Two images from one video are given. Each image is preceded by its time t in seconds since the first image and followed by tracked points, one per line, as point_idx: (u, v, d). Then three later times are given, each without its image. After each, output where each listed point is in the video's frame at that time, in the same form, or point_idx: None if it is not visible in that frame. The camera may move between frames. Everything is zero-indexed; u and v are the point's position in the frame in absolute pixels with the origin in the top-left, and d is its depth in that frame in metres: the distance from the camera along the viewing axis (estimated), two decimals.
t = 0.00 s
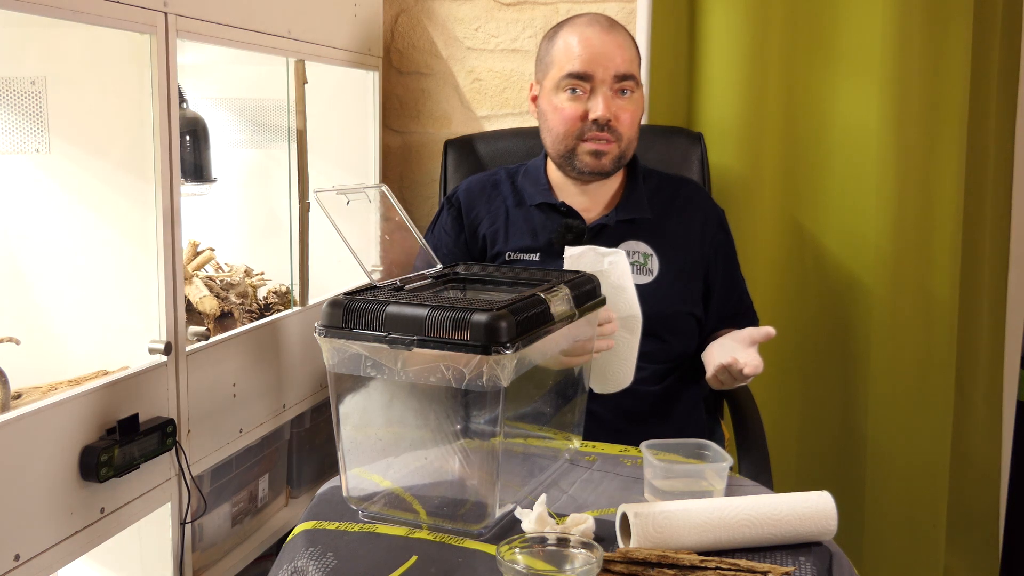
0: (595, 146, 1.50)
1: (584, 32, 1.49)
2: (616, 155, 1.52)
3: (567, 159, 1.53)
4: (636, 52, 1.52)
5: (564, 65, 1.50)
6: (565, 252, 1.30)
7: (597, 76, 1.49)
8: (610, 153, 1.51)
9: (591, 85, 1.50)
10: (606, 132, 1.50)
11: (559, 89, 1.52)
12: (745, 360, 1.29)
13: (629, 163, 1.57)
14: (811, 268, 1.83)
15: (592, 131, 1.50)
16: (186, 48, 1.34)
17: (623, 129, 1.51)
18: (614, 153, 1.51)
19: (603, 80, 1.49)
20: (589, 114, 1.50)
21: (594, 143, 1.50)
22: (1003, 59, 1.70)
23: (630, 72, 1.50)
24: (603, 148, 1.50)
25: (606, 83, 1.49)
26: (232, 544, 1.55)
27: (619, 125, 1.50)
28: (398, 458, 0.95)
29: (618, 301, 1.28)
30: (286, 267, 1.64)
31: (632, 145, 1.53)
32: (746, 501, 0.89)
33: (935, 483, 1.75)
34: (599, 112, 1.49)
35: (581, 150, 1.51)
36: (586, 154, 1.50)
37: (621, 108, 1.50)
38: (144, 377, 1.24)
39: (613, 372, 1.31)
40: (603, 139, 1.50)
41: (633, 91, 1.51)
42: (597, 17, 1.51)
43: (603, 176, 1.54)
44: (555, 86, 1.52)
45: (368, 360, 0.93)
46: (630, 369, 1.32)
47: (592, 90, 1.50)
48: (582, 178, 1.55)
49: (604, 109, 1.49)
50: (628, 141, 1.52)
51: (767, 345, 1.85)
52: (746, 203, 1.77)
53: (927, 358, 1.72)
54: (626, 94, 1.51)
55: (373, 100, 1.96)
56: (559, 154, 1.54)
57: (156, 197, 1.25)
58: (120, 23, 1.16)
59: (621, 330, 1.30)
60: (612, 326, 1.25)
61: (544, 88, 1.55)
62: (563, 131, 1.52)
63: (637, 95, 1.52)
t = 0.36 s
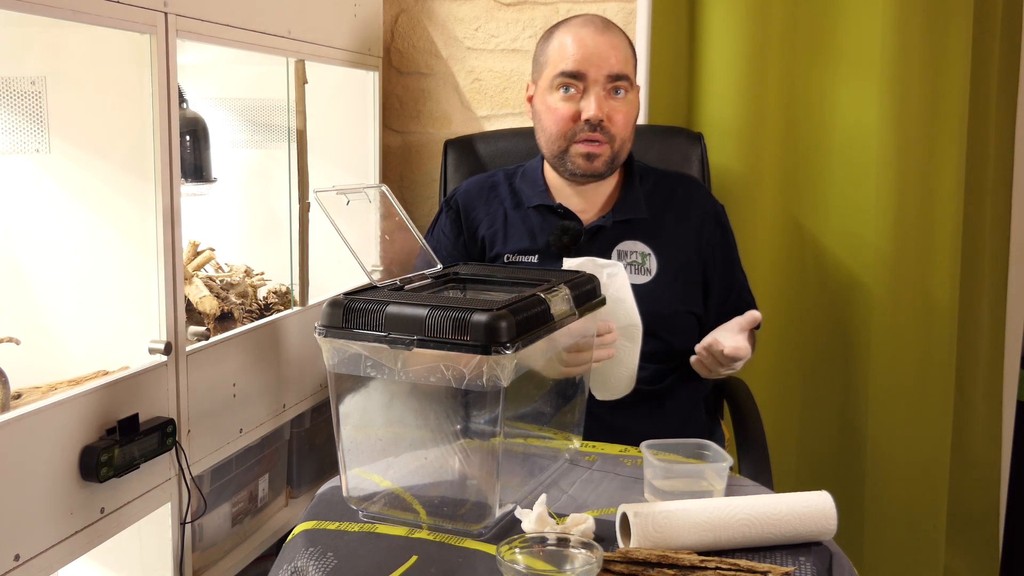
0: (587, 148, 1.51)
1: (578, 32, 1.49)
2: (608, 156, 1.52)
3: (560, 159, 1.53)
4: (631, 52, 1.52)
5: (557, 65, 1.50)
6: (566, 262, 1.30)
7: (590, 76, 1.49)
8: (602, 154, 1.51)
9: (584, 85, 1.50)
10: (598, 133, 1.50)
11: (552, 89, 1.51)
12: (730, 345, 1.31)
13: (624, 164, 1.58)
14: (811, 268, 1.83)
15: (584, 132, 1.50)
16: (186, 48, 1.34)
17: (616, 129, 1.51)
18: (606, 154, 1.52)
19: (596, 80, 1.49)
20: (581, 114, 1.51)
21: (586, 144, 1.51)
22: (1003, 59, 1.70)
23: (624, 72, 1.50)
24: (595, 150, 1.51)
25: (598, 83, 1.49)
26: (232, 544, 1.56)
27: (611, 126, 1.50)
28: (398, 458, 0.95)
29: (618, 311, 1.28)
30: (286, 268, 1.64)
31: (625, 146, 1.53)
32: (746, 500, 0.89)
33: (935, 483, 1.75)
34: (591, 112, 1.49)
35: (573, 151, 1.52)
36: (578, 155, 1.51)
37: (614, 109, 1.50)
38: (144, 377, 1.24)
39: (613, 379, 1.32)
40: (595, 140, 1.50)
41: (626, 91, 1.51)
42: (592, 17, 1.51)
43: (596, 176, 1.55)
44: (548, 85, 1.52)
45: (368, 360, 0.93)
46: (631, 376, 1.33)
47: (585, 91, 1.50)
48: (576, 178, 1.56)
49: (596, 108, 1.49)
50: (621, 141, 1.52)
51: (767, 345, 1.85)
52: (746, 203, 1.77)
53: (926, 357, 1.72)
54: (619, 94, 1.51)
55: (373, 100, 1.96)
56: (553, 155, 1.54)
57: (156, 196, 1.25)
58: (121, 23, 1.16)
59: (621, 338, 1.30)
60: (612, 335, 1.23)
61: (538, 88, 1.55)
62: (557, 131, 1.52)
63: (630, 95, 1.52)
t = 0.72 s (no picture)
0: (587, 149, 1.51)
1: (579, 32, 1.49)
2: (607, 158, 1.52)
3: (559, 160, 1.53)
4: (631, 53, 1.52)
5: (558, 65, 1.50)
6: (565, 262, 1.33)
7: (590, 76, 1.49)
8: (601, 156, 1.51)
9: (585, 85, 1.50)
10: (598, 134, 1.50)
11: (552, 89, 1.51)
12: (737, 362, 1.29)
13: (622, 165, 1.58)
14: (811, 268, 1.83)
15: (584, 133, 1.51)
16: (186, 48, 1.34)
17: (616, 131, 1.51)
18: (605, 155, 1.52)
19: (596, 80, 1.49)
20: (581, 115, 1.51)
21: (586, 146, 1.51)
22: (1003, 59, 1.71)
23: (625, 74, 1.50)
24: (595, 151, 1.51)
25: (599, 83, 1.49)
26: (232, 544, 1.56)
27: (611, 126, 1.50)
28: (399, 459, 0.95)
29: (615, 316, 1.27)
30: (286, 268, 1.64)
31: (624, 147, 1.54)
32: (747, 500, 0.89)
33: (935, 484, 1.75)
34: (591, 113, 1.50)
35: (572, 152, 1.52)
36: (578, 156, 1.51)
37: (614, 110, 1.51)
38: (144, 377, 1.24)
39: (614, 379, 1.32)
40: (594, 141, 1.51)
41: (626, 92, 1.51)
42: (592, 17, 1.51)
43: (595, 178, 1.55)
44: (548, 85, 1.52)
45: (368, 360, 0.93)
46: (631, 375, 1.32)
47: (585, 92, 1.50)
48: (574, 179, 1.56)
49: (596, 109, 1.49)
50: (620, 142, 1.53)
51: (767, 345, 1.85)
52: (745, 204, 1.77)
53: (926, 357, 1.72)
54: (619, 95, 1.51)
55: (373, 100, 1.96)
56: (552, 155, 1.54)
57: (156, 196, 1.25)
58: (121, 22, 1.16)
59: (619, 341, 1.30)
60: (609, 340, 1.22)
61: (538, 87, 1.55)
62: (556, 131, 1.52)
63: (630, 95, 1.52)
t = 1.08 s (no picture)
0: (598, 151, 1.50)
1: (593, 35, 1.49)
2: (617, 161, 1.52)
3: (568, 160, 1.53)
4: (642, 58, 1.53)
5: (573, 67, 1.50)
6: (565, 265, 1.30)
7: (605, 80, 1.49)
8: (611, 158, 1.51)
9: (599, 89, 1.50)
10: (610, 136, 1.50)
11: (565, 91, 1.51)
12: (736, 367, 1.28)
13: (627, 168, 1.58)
14: (811, 268, 1.82)
15: (596, 135, 1.50)
16: (186, 48, 1.34)
17: (627, 134, 1.52)
18: (615, 158, 1.52)
19: (611, 84, 1.49)
20: (594, 117, 1.51)
21: (597, 147, 1.51)
22: (1003, 59, 1.71)
23: (638, 78, 1.51)
24: (606, 153, 1.51)
25: (613, 88, 1.49)
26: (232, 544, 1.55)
27: (622, 130, 1.51)
28: (399, 459, 0.95)
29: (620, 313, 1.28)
30: (286, 268, 1.64)
31: (632, 151, 1.54)
32: (747, 500, 0.89)
33: (935, 484, 1.75)
34: (605, 116, 1.50)
35: (583, 153, 1.52)
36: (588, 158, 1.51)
37: (625, 114, 1.51)
38: (144, 377, 1.24)
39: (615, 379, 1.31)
40: (606, 144, 1.51)
41: (638, 98, 1.52)
42: (606, 20, 1.52)
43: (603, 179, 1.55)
44: (561, 86, 1.52)
45: (368, 360, 0.93)
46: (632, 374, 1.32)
47: (598, 95, 1.50)
48: (581, 180, 1.56)
49: (610, 113, 1.49)
50: (629, 146, 1.53)
51: (767, 345, 1.85)
52: (745, 204, 1.77)
53: (926, 356, 1.72)
54: (631, 100, 1.51)
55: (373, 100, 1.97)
56: (562, 155, 1.54)
57: (156, 196, 1.25)
58: (120, 23, 1.16)
59: (622, 338, 1.30)
60: (614, 336, 1.22)
61: (549, 87, 1.55)
62: (567, 132, 1.52)
63: (641, 101, 1.53)
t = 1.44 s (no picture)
0: (583, 156, 1.50)
1: (578, 40, 1.48)
2: (604, 165, 1.52)
3: (557, 164, 1.54)
4: (633, 61, 1.51)
5: (558, 72, 1.49)
6: (565, 261, 1.31)
7: (587, 88, 1.48)
8: (598, 163, 1.51)
9: (582, 96, 1.49)
10: (594, 143, 1.50)
11: (551, 96, 1.51)
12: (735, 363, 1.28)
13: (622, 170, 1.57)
14: (812, 268, 1.82)
15: (580, 142, 1.50)
16: (186, 48, 1.34)
17: (613, 139, 1.51)
18: (602, 163, 1.51)
19: (593, 91, 1.48)
20: (578, 123, 1.50)
21: (583, 153, 1.50)
22: (1003, 60, 1.71)
23: (623, 83, 1.48)
24: (591, 159, 1.50)
25: (595, 95, 1.48)
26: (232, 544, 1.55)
27: (607, 136, 1.50)
28: (399, 459, 0.95)
29: (617, 310, 1.27)
30: (286, 268, 1.64)
31: (622, 155, 1.53)
32: (747, 500, 0.89)
33: (935, 484, 1.75)
34: (587, 122, 1.49)
35: (569, 158, 1.52)
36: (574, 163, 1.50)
37: (610, 118, 1.50)
38: (144, 377, 1.24)
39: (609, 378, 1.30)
40: (590, 150, 1.50)
41: (624, 103, 1.50)
42: (595, 23, 1.50)
43: (592, 183, 1.54)
44: (547, 93, 1.52)
45: (368, 360, 0.93)
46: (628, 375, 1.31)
47: (582, 101, 1.49)
48: (572, 184, 1.56)
49: (592, 120, 1.48)
50: (618, 151, 1.52)
51: (768, 346, 1.85)
52: (745, 203, 1.77)
53: (926, 356, 1.72)
54: (617, 105, 1.49)
55: (373, 100, 1.97)
56: (550, 161, 1.54)
57: (156, 196, 1.25)
58: (120, 22, 1.16)
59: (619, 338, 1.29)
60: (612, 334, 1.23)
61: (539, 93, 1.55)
62: (553, 138, 1.52)
63: (628, 106, 1.50)
